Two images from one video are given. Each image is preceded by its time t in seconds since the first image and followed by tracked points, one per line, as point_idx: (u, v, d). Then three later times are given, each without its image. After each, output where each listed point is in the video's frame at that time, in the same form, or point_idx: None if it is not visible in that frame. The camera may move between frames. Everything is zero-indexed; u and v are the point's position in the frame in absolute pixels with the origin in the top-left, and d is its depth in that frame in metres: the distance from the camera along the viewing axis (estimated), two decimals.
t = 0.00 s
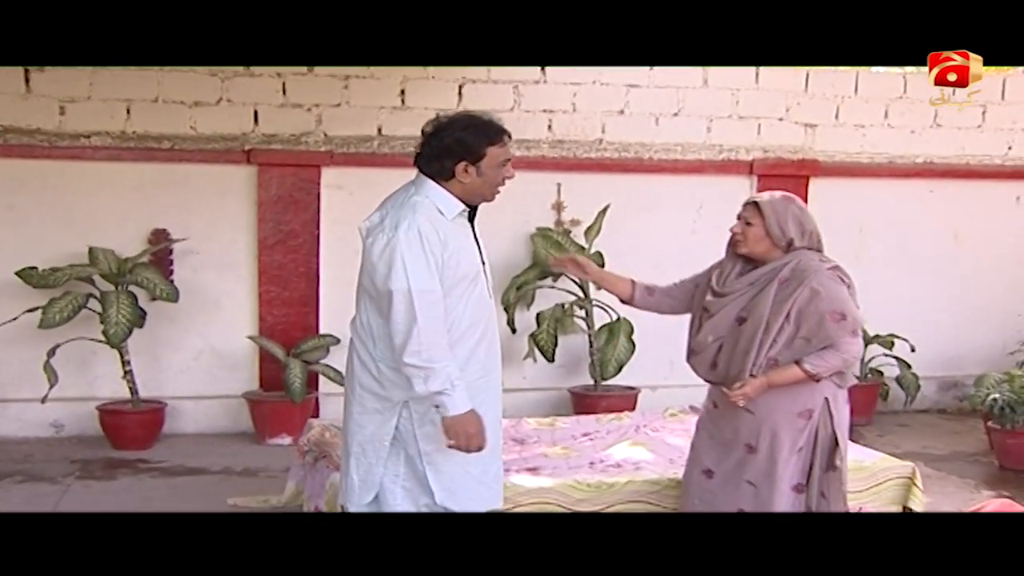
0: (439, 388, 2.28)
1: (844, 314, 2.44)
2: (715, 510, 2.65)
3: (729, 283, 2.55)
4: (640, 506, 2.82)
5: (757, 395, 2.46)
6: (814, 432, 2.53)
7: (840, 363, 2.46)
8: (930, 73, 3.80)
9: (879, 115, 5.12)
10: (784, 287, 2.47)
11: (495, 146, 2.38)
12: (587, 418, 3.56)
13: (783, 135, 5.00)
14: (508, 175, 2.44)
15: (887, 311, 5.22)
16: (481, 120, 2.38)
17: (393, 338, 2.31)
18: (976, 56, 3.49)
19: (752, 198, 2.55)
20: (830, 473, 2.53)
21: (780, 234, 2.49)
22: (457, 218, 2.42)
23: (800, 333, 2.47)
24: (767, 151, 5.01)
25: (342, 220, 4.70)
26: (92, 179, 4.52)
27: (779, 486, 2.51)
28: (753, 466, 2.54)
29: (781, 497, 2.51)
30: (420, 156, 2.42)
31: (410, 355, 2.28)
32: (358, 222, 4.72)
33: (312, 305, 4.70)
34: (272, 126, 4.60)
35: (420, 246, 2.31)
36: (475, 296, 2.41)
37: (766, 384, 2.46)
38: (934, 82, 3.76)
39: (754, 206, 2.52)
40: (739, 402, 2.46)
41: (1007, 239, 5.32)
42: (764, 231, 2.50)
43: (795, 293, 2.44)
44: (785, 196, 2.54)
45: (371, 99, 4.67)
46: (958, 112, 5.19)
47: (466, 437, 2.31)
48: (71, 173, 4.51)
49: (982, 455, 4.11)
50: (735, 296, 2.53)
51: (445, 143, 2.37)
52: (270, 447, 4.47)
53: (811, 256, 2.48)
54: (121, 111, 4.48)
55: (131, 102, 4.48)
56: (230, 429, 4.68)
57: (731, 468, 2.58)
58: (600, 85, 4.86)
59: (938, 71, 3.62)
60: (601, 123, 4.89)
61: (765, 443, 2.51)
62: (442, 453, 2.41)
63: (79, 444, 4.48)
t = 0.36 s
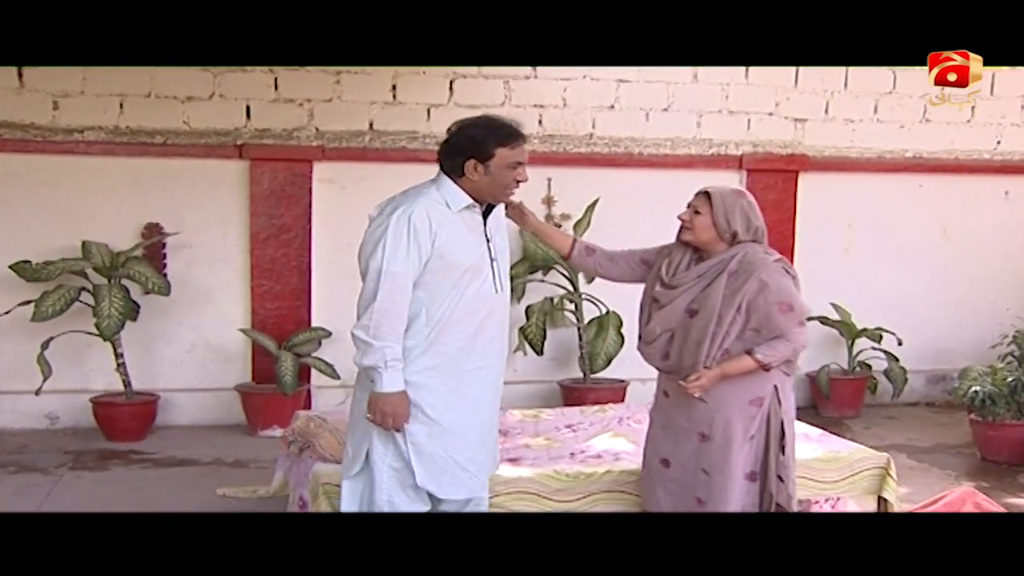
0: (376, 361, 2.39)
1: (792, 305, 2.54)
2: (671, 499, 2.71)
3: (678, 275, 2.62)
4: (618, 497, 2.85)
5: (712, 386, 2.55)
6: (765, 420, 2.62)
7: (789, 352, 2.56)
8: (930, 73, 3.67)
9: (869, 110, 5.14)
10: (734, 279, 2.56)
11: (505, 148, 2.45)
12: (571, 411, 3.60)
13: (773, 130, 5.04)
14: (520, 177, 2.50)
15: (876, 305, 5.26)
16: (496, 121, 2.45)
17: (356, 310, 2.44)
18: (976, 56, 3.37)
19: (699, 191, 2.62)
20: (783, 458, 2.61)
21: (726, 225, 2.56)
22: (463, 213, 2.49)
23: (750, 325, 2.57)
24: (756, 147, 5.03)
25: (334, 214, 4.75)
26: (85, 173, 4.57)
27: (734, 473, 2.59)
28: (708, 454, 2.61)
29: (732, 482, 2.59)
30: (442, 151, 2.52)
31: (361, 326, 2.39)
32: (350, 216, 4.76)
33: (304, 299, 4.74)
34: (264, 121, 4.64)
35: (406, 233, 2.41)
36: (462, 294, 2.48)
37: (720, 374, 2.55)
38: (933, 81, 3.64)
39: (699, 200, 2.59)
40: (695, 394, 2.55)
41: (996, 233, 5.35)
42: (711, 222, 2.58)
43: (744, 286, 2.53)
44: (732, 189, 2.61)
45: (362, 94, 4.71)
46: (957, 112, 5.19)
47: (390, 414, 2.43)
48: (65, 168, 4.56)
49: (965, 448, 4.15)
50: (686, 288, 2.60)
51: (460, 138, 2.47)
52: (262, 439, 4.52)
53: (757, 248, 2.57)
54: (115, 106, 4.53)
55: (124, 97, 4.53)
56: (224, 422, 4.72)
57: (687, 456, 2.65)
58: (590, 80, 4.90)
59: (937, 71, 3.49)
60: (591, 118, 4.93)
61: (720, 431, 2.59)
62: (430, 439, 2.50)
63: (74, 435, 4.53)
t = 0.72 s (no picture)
0: (375, 349, 2.48)
1: (743, 299, 2.66)
2: (633, 488, 2.81)
3: (637, 269, 2.75)
4: (598, 488, 2.90)
5: (661, 375, 2.69)
6: (724, 410, 2.73)
7: (740, 344, 2.68)
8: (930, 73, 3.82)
9: (860, 106, 5.17)
10: (689, 273, 2.68)
11: (498, 156, 2.47)
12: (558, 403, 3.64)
13: (765, 125, 5.06)
14: (510, 187, 2.51)
15: (866, 299, 5.30)
16: (493, 128, 2.48)
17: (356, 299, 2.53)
18: (976, 56, 3.48)
19: (660, 187, 2.74)
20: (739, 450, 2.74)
21: (684, 222, 2.69)
22: (456, 214, 2.53)
23: (704, 317, 2.69)
24: (748, 142, 5.07)
25: (327, 209, 4.79)
26: (82, 169, 4.62)
27: (695, 461, 2.70)
28: (670, 443, 2.72)
29: (695, 471, 2.70)
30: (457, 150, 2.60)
31: (359, 316, 2.48)
32: (343, 211, 4.81)
33: (299, 293, 4.79)
34: (258, 117, 4.68)
35: (400, 229, 2.48)
36: (458, 291, 2.55)
37: (670, 364, 2.69)
38: (936, 82, 3.77)
39: (659, 197, 2.71)
40: (645, 380, 2.70)
41: (987, 228, 5.37)
42: (670, 219, 2.70)
43: (699, 279, 2.66)
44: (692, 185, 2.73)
45: (355, 89, 4.74)
46: (954, 111, 5.23)
47: (388, 397, 2.51)
48: (62, 164, 4.61)
49: (952, 441, 4.18)
50: (644, 282, 2.73)
51: (461, 145, 2.52)
52: (256, 432, 4.57)
53: (713, 244, 2.69)
54: (110, 102, 4.57)
55: (119, 93, 4.57)
56: (219, 415, 4.78)
57: (649, 446, 2.75)
58: (582, 76, 4.93)
59: (938, 70, 3.60)
60: (583, 114, 4.95)
61: (680, 421, 2.71)
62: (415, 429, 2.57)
63: (71, 428, 4.58)
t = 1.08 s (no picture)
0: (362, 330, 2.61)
1: (718, 287, 2.70)
2: (618, 475, 2.87)
3: (617, 260, 2.83)
4: (587, 475, 2.98)
5: (639, 361, 2.74)
6: (702, 397, 2.78)
7: (716, 332, 2.72)
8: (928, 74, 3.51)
9: (862, 97, 5.17)
10: (666, 262, 2.73)
11: (473, 168, 2.52)
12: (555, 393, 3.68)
13: (766, 118, 5.08)
14: (486, 199, 2.56)
15: (866, 290, 5.31)
16: (472, 139, 2.52)
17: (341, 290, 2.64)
18: (977, 56, 3.28)
19: (638, 179, 2.77)
20: (719, 437, 2.78)
21: (664, 213, 2.73)
22: (437, 218, 2.61)
23: (681, 305, 2.74)
24: (748, 134, 5.09)
25: (329, 201, 4.83)
26: (87, 162, 4.67)
27: (673, 449, 2.75)
28: (649, 431, 2.78)
29: (674, 458, 2.75)
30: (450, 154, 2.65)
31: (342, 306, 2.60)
32: (346, 204, 4.85)
33: (302, 285, 4.84)
34: (261, 110, 4.72)
35: (372, 229, 2.58)
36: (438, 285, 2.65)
37: (647, 351, 2.74)
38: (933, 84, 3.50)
39: (636, 190, 2.76)
40: (622, 367, 2.76)
41: (989, 219, 5.37)
42: (651, 211, 2.74)
43: (675, 267, 2.71)
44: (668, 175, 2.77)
45: (356, 82, 4.77)
46: (956, 110, 5.21)
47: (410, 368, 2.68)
48: (67, 157, 4.66)
49: (948, 431, 4.21)
50: (623, 273, 2.80)
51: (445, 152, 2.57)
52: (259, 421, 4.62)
53: (691, 233, 2.73)
54: (115, 96, 4.63)
55: (123, 87, 4.62)
56: (224, 405, 4.84)
57: (630, 434, 2.81)
58: (583, 69, 4.95)
59: (936, 71, 3.38)
60: (584, 106, 4.97)
61: (658, 409, 2.76)
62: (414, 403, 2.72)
63: (78, 417, 4.65)
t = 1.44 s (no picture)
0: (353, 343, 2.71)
1: (718, 276, 2.73)
2: (617, 461, 2.90)
3: (617, 251, 2.84)
4: (585, 463, 3.02)
5: (640, 351, 2.76)
6: (701, 386, 2.81)
7: (717, 321, 2.75)
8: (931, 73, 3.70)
9: (869, 87, 5.17)
10: (665, 253, 2.76)
11: (449, 206, 2.53)
12: (557, 380, 3.71)
13: (772, 108, 5.09)
14: (467, 231, 2.58)
15: (872, 280, 5.33)
16: (447, 176, 2.52)
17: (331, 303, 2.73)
18: (977, 55, 3.41)
19: (616, 182, 2.79)
20: (717, 425, 2.81)
21: (658, 205, 2.76)
22: (425, 240, 2.66)
23: (681, 295, 2.77)
24: (754, 124, 5.11)
25: (337, 191, 4.88)
26: (98, 152, 4.73)
27: (673, 436, 2.78)
28: (648, 418, 2.80)
29: (673, 445, 2.78)
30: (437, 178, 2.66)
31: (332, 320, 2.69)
32: (353, 194, 4.89)
33: (310, 274, 4.89)
34: (269, 101, 4.77)
35: (365, 251, 2.64)
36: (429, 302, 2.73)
37: (649, 341, 2.76)
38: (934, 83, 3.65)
39: (627, 185, 2.77)
40: (625, 357, 2.77)
41: (997, 208, 5.37)
42: (645, 206, 2.77)
43: (674, 257, 2.74)
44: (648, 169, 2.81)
45: (363, 73, 4.81)
46: (956, 111, 5.26)
47: (399, 378, 2.76)
48: (79, 148, 4.72)
49: (950, 420, 4.22)
50: (623, 264, 2.81)
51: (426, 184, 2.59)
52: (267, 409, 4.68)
53: (688, 223, 2.76)
54: (125, 87, 4.69)
55: (133, 79, 4.68)
56: (233, 393, 4.90)
57: (629, 421, 2.84)
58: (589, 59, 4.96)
59: (937, 70, 3.50)
60: (590, 97, 4.99)
61: (658, 396, 2.78)
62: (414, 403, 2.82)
63: (90, 404, 4.72)
